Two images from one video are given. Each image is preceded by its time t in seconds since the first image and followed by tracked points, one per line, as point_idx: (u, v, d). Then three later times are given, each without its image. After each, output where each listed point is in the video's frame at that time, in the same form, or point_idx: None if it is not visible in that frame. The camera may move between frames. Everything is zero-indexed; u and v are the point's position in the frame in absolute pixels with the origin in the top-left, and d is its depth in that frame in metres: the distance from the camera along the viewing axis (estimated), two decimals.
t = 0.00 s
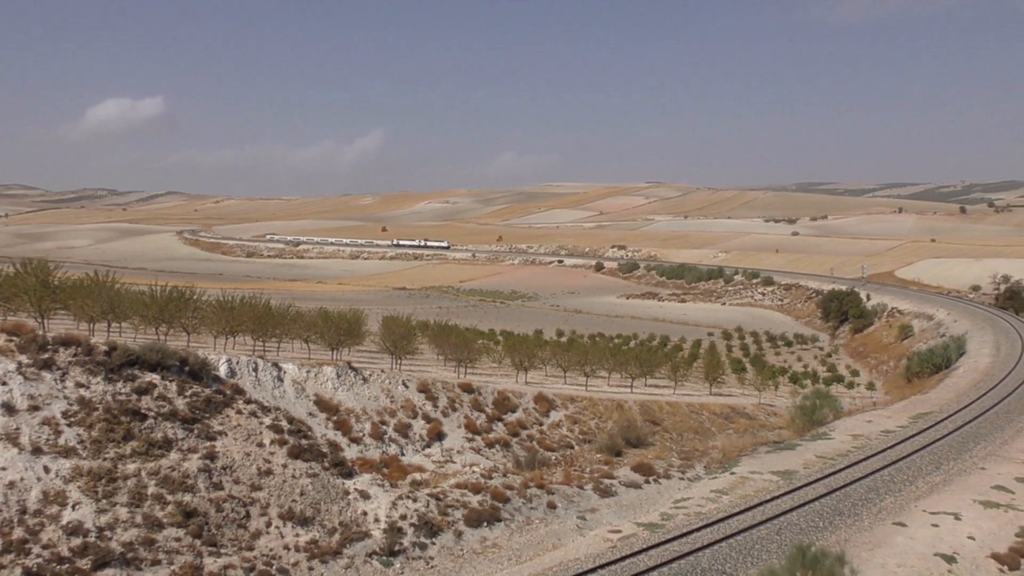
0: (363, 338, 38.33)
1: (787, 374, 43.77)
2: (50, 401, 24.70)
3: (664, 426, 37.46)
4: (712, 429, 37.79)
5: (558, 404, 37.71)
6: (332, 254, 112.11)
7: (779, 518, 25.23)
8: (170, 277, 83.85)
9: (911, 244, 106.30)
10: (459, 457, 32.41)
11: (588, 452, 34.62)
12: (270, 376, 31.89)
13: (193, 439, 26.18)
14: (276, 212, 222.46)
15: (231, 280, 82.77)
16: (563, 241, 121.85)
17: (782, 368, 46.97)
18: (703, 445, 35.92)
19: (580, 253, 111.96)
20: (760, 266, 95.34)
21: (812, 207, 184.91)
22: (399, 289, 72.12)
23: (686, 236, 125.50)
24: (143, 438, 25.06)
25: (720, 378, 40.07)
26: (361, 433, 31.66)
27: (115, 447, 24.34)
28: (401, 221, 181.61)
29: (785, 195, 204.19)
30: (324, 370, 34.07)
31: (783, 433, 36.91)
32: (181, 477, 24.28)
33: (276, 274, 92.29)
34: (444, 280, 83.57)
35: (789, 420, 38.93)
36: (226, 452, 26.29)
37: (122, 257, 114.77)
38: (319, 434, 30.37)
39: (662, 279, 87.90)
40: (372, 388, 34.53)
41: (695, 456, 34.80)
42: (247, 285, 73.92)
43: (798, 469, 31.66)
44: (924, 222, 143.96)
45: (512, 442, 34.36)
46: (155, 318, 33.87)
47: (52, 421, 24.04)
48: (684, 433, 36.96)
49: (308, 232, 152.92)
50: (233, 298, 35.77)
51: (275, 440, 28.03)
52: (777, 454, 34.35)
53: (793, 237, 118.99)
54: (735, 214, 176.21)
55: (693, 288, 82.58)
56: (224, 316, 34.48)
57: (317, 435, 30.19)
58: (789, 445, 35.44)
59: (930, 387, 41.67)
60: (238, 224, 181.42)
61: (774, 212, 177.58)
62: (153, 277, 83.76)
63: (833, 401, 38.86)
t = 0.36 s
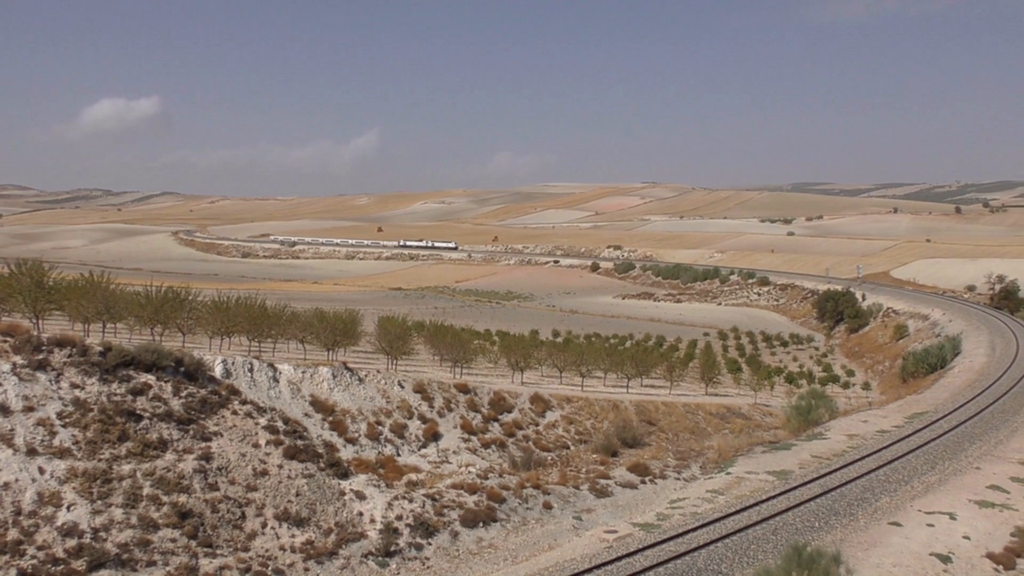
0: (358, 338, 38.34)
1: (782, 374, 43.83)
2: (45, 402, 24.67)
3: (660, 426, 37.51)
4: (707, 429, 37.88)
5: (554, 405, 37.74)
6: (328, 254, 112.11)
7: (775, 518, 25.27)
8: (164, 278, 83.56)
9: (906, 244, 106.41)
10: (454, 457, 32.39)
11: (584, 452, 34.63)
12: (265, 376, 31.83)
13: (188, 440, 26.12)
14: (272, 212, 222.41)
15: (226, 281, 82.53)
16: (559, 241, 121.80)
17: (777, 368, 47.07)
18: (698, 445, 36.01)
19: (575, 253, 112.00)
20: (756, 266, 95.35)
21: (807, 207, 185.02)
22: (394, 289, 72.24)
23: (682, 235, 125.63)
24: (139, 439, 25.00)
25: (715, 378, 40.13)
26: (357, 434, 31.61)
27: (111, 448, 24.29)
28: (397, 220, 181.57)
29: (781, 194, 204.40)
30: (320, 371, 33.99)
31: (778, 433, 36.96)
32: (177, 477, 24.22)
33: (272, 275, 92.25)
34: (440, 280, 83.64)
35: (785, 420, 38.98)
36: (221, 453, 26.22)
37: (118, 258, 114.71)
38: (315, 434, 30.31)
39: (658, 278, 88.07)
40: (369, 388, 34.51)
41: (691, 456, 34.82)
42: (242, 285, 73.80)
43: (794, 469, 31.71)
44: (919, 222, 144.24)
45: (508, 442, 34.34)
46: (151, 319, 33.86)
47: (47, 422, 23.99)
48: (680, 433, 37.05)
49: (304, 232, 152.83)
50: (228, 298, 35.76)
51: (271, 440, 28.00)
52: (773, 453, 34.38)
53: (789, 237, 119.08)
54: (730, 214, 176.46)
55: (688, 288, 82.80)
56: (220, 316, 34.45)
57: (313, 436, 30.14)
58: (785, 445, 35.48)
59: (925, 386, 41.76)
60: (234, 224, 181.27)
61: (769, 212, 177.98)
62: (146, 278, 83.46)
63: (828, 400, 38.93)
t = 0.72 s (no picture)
0: (352, 339, 38.30)
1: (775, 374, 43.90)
2: (37, 404, 24.63)
3: (654, 426, 37.57)
4: (701, 429, 37.94)
5: (548, 405, 37.76)
6: (322, 254, 112.18)
7: (769, 518, 25.29)
8: (157, 278, 83.52)
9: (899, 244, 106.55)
10: (448, 457, 32.38)
11: (578, 452, 34.64)
12: (259, 377, 31.76)
13: (182, 441, 26.07)
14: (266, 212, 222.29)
15: (221, 281, 82.57)
16: (553, 241, 121.81)
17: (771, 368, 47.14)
18: (692, 444, 36.08)
19: (569, 253, 112.03)
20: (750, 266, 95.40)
21: (800, 207, 185.18)
22: (388, 289, 72.25)
23: (676, 235, 125.70)
24: (132, 440, 24.94)
25: (709, 378, 40.18)
26: (351, 434, 31.55)
27: (104, 449, 24.23)
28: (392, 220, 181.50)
29: (774, 194, 204.54)
30: (313, 371, 33.93)
31: (772, 433, 37.02)
32: (170, 479, 24.17)
33: (266, 275, 92.17)
34: (434, 280, 83.65)
35: (778, 420, 39.05)
36: (215, 454, 26.18)
37: (112, 258, 114.56)
38: (309, 435, 30.26)
39: (652, 278, 88.15)
40: (362, 389, 34.47)
41: (684, 456, 34.86)
42: (236, 286, 73.85)
43: (787, 468, 31.75)
44: (912, 221, 144.48)
45: (502, 443, 34.34)
46: (144, 319, 33.81)
47: (40, 423, 23.95)
48: (674, 433, 37.12)
49: (298, 233, 152.70)
50: (221, 299, 35.71)
51: (264, 441, 27.96)
52: (766, 453, 34.44)
53: (783, 237, 119.16)
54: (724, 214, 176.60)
55: (682, 288, 82.88)
56: (213, 317, 34.42)
57: (307, 436, 30.09)
58: (778, 444, 35.52)
59: (918, 385, 41.88)
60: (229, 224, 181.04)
61: (761, 212, 178.17)
62: (139, 279, 83.37)
63: (821, 400, 39.01)
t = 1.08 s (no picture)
0: (336, 339, 38.17)
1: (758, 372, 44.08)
2: (18, 405, 24.44)
3: (638, 424, 37.67)
4: (685, 427, 38.07)
5: (532, 404, 37.80)
6: (306, 253, 111.82)
7: (752, 516, 25.40)
8: (139, 278, 83.00)
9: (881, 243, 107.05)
10: (432, 457, 32.33)
11: (562, 451, 34.63)
12: (242, 377, 31.59)
13: (164, 442, 25.91)
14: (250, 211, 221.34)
15: (204, 280, 82.20)
16: (538, 241, 121.80)
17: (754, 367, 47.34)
18: (676, 443, 36.19)
19: (553, 253, 112.10)
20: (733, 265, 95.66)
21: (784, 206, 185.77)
22: (371, 289, 72.09)
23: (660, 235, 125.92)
24: (114, 441, 24.78)
25: (692, 377, 40.31)
26: (334, 434, 31.43)
27: (85, 450, 24.07)
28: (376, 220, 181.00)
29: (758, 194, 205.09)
30: (297, 371, 33.78)
31: (756, 431, 37.19)
32: (152, 480, 24.03)
33: (249, 275, 91.73)
34: (418, 280, 83.52)
35: (761, 418, 39.21)
36: (198, 455, 26.05)
37: (93, 258, 113.74)
38: (293, 435, 30.13)
39: (635, 278, 88.31)
40: (346, 388, 34.37)
41: (668, 455, 34.94)
42: (219, 285, 73.52)
43: (771, 467, 31.86)
44: (894, 221, 145.17)
45: (487, 442, 34.32)
46: (125, 320, 33.60)
47: (20, 424, 23.77)
48: (657, 431, 37.23)
49: (281, 232, 152.12)
50: (204, 299, 35.53)
51: (247, 442, 27.84)
52: (749, 451, 34.58)
53: (766, 236, 119.54)
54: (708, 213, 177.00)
55: (665, 287, 83.06)
56: (196, 317, 34.24)
57: (290, 436, 29.96)
58: (761, 442, 35.63)
59: (900, 383, 42.17)
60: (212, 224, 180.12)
61: (744, 212, 178.66)
62: (121, 278, 82.83)
63: (804, 398, 39.20)
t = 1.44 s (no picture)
0: (325, 339, 38.08)
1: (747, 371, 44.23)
2: (4, 404, 24.33)
3: (627, 424, 37.75)
4: (674, 427, 38.15)
5: (522, 403, 37.84)
6: (295, 253, 111.38)
7: (740, 515, 25.46)
8: (127, 278, 82.48)
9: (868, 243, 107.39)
10: (421, 456, 32.29)
11: (551, 451, 34.64)
12: (231, 376, 31.48)
13: (152, 441, 25.81)
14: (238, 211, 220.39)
15: (192, 280, 81.74)
16: (527, 241, 121.77)
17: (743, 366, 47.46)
18: (665, 443, 36.23)
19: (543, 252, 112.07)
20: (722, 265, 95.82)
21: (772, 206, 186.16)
22: (360, 288, 71.89)
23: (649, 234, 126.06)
24: (101, 441, 24.67)
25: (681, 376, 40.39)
26: (323, 434, 31.35)
27: (72, 450, 23.96)
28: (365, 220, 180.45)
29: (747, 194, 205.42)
30: (286, 370, 33.67)
31: (744, 430, 37.31)
32: (140, 480, 23.93)
33: (237, 274, 91.29)
34: (407, 279, 83.32)
35: (750, 417, 39.32)
36: (186, 455, 25.95)
37: (80, 258, 112.95)
38: (281, 435, 30.03)
39: (624, 277, 88.41)
40: (335, 388, 34.29)
41: (657, 454, 34.99)
42: (207, 285, 73.09)
43: (759, 466, 31.93)
44: (882, 221, 145.65)
45: (476, 442, 34.32)
46: (113, 319, 33.45)
47: (6, 424, 23.65)
48: (647, 430, 37.28)
49: (270, 232, 151.55)
50: (192, 299, 35.39)
51: (236, 442, 27.75)
52: (738, 450, 34.67)
53: (754, 236, 119.80)
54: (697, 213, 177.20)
55: (654, 287, 83.15)
56: (184, 317, 34.11)
57: (279, 436, 29.87)
58: (750, 441, 35.68)
59: (887, 383, 42.38)
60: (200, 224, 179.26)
61: (733, 211, 178.94)
62: (108, 277, 82.30)
63: (792, 397, 39.34)
